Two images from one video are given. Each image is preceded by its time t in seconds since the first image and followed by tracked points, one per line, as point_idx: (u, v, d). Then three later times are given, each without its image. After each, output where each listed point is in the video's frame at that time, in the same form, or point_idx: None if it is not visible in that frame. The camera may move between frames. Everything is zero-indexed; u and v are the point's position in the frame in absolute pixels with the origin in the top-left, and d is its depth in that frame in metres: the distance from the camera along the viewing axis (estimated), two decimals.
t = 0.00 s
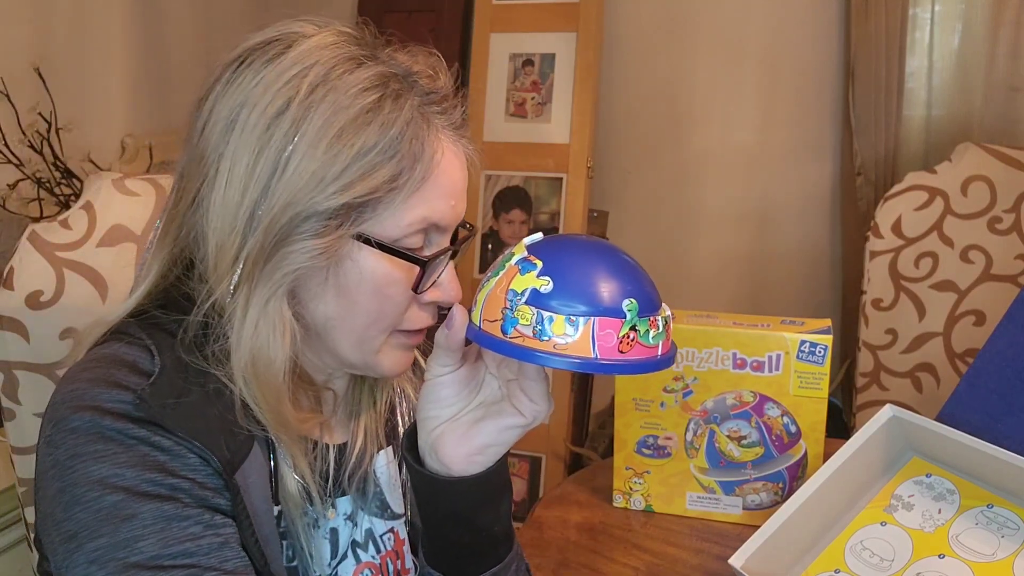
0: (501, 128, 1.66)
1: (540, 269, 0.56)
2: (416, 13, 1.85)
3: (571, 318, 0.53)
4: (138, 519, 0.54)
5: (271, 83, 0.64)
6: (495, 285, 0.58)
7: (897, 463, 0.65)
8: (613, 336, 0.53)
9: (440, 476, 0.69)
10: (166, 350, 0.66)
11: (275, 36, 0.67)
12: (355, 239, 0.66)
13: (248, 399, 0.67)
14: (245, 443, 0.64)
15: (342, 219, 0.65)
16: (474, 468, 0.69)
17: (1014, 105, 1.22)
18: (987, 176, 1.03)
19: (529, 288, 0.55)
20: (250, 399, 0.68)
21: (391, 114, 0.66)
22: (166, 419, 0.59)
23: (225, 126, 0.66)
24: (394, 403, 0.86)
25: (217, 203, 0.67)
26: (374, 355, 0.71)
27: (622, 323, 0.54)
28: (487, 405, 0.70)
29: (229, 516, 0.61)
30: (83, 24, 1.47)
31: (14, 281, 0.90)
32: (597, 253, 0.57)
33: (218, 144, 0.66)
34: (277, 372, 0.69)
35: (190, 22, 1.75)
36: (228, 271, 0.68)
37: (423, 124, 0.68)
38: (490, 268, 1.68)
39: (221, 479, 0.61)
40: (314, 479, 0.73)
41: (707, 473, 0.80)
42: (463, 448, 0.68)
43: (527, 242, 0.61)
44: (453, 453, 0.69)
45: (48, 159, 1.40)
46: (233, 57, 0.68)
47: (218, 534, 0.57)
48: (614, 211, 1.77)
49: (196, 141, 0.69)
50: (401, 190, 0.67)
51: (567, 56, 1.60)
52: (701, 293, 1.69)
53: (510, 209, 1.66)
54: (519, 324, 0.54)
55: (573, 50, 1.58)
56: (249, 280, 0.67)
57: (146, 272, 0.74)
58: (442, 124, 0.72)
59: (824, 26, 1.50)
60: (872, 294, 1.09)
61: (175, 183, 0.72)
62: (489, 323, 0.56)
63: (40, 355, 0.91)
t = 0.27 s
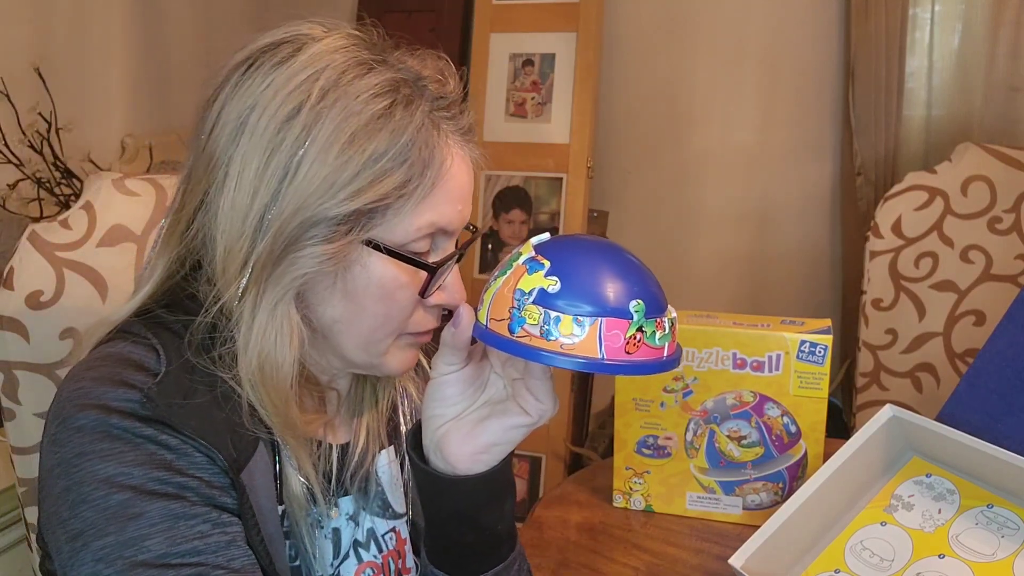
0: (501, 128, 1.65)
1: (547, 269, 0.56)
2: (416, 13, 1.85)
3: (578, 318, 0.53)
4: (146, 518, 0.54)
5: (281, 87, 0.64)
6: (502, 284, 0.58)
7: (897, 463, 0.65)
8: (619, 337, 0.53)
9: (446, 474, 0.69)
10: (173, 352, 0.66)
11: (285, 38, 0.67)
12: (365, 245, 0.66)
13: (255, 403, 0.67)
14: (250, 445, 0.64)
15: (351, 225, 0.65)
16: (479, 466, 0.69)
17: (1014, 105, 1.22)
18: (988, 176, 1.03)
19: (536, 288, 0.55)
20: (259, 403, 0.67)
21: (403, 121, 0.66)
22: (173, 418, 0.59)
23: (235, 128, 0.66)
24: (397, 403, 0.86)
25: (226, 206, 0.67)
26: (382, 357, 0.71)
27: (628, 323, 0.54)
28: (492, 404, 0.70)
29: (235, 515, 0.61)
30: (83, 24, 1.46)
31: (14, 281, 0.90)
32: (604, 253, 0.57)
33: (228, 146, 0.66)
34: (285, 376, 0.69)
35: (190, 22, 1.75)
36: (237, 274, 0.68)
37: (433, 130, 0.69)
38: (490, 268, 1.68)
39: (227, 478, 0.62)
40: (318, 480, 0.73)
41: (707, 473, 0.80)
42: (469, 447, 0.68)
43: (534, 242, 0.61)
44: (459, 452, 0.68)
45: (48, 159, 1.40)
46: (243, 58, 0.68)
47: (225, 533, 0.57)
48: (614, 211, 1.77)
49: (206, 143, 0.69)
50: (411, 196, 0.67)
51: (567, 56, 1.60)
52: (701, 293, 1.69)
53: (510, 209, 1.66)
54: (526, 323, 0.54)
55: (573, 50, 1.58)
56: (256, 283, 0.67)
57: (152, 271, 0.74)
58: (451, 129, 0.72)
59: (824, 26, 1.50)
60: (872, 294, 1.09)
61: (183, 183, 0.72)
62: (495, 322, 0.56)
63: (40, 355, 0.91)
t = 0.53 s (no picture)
0: (501, 128, 1.66)
1: (549, 269, 0.56)
2: (416, 13, 1.85)
3: (580, 318, 0.53)
4: (147, 519, 0.54)
5: (291, 88, 0.64)
6: (504, 284, 0.58)
7: (897, 463, 0.65)
8: (621, 336, 0.53)
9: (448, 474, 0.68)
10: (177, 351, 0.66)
11: (297, 39, 0.67)
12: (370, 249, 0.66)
13: (258, 404, 0.67)
14: (250, 448, 0.64)
15: (357, 228, 0.65)
16: (481, 466, 0.69)
17: (1014, 105, 1.22)
18: (988, 176, 1.03)
19: (538, 287, 0.55)
20: (261, 403, 0.67)
21: (412, 126, 0.66)
22: (176, 418, 0.59)
23: (245, 128, 0.66)
24: (398, 405, 0.86)
25: (233, 206, 0.67)
26: (384, 361, 0.71)
27: (630, 322, 0.54)
28: (494, 404, 0.70)
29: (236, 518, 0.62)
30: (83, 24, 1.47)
31: (14, 281, 0.90)
32: (605, 253, 0.57)
33: (237, 146, 0.66)
34: (287, 379, 0.69)
35: (190, 22, 1.75)
36: (242, 275, 0.68)
37: (442, 136, 0.69)
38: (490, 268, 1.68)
39: (229, 480, 0.62)
40: (319, 480, 0.73)
41: (707, 473, 0.80)
42: (470, 446, 0.68)
43: (536, 242, 0.61)
44: (460, 451, 0.68)
45: (48, 159, 1.40)
46: (254, 58, 0.68)
47: (225, 536, 0.57)
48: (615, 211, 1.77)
49: (214, 142, 0.69)
50: (418, 200, 0.67)
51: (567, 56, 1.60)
52: (701, 293, 1.69)
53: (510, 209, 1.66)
54: (528, 322, 0.54)
55: (573, 50, 1.58)
56: (262, 284, 0.67)
57: (157, 268, 0.73)
58: (459, 134, 0.72)
59: (824, 26, 1.50)
60: (872, 294, 1.09)
61: (190, 181, 0.72)
62: (497, 321, 0.56)
63: (40, 355, 0.91)
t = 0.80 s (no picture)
0: (501, 128, 1.66)
1: (544, 268, 0.56)
2: (416, 13, 1.85)
3: (575, 317, 0.53)
4: (150, 519, 0.54)
5: (294, 88, 0.64)
6: (498, 283, 0.58)
7: (897, 463, 0.65)
8: (616, 335, 0.53)
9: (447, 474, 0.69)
10: (177, 350, 0.66)
11: (302, 38, 0.67)
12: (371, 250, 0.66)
13: (258, 403, 0.67)
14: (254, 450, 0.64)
15: (358, 229, 0.65)
16: (478, 465, 0.69)
17: (1014, 105, 1.22)
18: (988, 176, 1.03)
19: (532, 287, 0.55)
20: (261, 402, 0.68)
21: (415, 128, 0.66)
22: (178, 419, 0.59)
23: (248, 126, 0.66)
24: (396, 406, 0.86)
25: (235, 205, 0.67)
26: (381, 363, 0.71)
27: (626, 322, 0.54)
28: (492, 404, 0.70)
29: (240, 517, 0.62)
30: (82, 23, 1.46)
31: (15, 281, 0.90)
32: (600, 251, 0.57)
33: (240, 144, 0.66)
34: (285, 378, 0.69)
35: (190, 22, 1.75)
36: (242, 274, 0.68)
37: (444, 140, 0.69)
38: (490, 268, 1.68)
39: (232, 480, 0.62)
40: (319, 478, 0.73)
41: (707, 473, 0.80)
42: (468, 446, 0.68)
43: (531, 241, 0.61)
44: (458, 451, 0.68)
45: (48, 159, 1.40)
46: (259, 57, 0.67)
47: (227, 536, 0.58)
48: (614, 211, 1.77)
49: (217, 139, 0.69)
50: (419, 203, 0.67)
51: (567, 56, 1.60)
52: (701, 293, 1.69)
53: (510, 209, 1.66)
54: (523, 322, 0.54)
55: (573, 50, 1.58)
56: (261, 283, 0.67)
57: (158, 265, 0.73)
58: (462, 139, 0.72)
59: (824, 26, 1.50)
60: (872, 294, 1.09)
61: (192, 179, 0.72)
62: (492, 321, 0.56)
63: (40, 355, 0.91)
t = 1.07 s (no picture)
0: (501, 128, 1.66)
1: (549, 269, 0.56)
2: (416, 13, 1.85)
3: (580, 317, 0.53)
4: (142, 525, 0.53)
5: (310, 85, 0.64)
6: (503, 284, 0.58)
7: (897, 463, 0.65)
8: (621, 336, 0.53)
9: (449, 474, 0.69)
10: (180, 347, 0.65)
11: (320, 38, 0.68)
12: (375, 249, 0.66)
13: (258, 397, 0.68)
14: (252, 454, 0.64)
15: (363, 227, 0.65)
16: (481, 465, 0.69)
17: (1014, 105, 1.22)
18: (988, 176, 1.03)
19: (537, 287, 0.55)
20: (262, 397, 0.68)
21: (427, 131, 0.66)
22: (178, 421, 0.59)
23: (261, 122, 0.66)
24: (398, 407, 0.86)
25: (242, 201, 0.67)
26: (379, 366, 0.71)
27: (630, 322, 0.54)
28: (494, 404, 0.70)
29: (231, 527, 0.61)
30: (82, 23, 1.47)
31: (14, 281, 0.90)
32: (604, 252, 0.57)
33: (251, 140, 0.66)
34: (286, 374, 0.69)
35: (190, 22, 1.75)
36: (248, 270, 0.68)
37: (455, 146, 0.69)
38: (491, 268, 1.68)
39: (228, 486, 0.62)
40: (318, 478, 0.73)
41: (707, 473, 0.80)
42: (470, 446, 0.68)
43: (535, 242, 0.61)
44: (461, 451, 0.68)
45: (48, 159, 1.40)
46: (277, 53, 0.68)
47: (218, 545, 0.57)
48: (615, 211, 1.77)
49: (230, 134, 0.69)
50: (426, 206, 0.67)
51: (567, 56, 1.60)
52: (701, 293, 1.69)
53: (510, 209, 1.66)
54: (528, 322, 0.54)
55: (573, 50, 1.58)
56: (266, 279, 0.67)
57: (167, 258, 0.74)
58: (472, 145, 0.72)
59: (824, 26, 1.50)
60: (872, 294, 1.09)
61: (204, 172, 0.73)
62: (497, 321, 0.56)
63: (39, 355, 0.91)
